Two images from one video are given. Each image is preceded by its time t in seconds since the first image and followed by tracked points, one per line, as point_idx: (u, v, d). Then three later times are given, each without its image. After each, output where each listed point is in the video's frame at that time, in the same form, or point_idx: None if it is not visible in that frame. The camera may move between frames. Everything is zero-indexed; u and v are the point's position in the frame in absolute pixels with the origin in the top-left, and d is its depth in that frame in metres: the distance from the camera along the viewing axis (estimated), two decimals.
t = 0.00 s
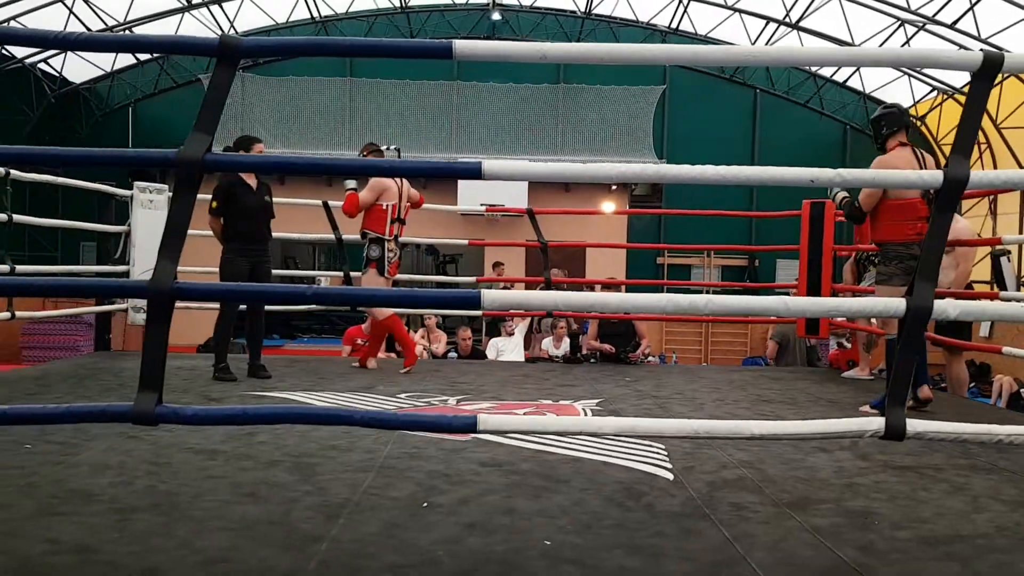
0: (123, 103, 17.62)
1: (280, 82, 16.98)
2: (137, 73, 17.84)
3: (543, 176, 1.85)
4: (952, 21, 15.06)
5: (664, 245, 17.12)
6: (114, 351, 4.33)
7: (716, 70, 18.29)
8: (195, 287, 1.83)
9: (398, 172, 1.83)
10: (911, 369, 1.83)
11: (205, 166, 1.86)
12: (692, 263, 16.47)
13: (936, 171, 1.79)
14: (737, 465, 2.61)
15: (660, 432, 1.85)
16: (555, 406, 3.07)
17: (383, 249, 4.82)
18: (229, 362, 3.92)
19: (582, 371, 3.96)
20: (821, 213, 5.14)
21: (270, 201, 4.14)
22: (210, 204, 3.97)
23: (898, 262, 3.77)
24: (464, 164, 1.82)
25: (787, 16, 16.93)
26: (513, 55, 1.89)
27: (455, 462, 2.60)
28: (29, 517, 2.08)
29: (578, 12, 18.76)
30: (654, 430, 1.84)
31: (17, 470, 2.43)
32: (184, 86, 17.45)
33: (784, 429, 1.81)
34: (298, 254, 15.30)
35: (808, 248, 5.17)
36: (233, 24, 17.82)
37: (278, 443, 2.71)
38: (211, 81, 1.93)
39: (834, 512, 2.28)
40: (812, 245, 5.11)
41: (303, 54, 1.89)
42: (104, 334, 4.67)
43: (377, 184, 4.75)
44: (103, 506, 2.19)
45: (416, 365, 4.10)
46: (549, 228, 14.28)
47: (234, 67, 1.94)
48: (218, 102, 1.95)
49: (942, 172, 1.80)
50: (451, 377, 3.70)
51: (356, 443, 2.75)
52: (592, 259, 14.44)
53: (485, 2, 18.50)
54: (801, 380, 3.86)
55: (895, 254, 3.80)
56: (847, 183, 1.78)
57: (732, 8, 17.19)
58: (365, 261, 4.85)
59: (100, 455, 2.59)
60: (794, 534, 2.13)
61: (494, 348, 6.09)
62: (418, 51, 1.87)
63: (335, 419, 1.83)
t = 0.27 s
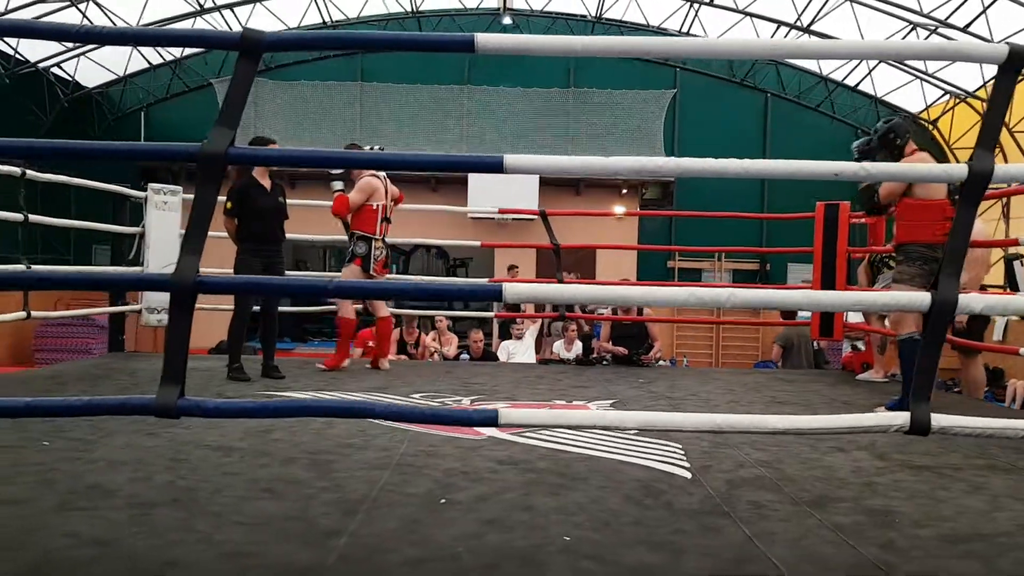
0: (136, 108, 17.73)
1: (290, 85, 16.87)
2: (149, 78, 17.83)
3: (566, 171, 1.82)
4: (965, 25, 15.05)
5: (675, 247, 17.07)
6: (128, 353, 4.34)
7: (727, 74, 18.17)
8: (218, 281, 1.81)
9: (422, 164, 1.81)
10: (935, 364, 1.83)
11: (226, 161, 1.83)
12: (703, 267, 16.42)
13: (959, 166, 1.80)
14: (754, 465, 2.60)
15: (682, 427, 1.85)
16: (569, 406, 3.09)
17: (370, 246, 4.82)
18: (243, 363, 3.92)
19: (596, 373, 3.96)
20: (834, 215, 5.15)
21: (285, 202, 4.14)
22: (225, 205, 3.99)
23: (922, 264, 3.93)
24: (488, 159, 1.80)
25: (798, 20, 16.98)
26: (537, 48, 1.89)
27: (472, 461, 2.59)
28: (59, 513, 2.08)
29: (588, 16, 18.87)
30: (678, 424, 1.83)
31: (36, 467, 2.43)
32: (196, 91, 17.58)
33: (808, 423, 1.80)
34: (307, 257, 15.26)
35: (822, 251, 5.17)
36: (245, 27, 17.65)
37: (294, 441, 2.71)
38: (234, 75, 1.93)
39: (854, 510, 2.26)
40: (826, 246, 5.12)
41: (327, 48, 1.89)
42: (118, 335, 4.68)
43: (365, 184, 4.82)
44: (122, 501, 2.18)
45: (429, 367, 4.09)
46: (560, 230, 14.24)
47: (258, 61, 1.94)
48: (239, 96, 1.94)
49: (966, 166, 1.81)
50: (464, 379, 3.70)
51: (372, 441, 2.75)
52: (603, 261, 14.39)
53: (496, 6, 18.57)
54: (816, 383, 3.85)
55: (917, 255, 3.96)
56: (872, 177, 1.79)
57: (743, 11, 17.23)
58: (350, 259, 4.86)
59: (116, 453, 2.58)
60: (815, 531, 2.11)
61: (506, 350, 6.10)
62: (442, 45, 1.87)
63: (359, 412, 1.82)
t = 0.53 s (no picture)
0: (169, 110, 17.91)
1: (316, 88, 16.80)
2: (183, 82, 17.95)
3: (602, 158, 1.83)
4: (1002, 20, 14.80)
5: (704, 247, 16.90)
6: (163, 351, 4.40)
7: (758, 72, 17.69)
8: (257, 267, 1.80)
9: (459, 154, 1.82)
10: (978, 352, 1.80)
11: (265, 149, 1.82)
12: (732, 268, 16.22)
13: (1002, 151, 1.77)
14: (790, 461, 2.56)
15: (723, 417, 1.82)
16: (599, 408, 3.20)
17: (360, 245, 4.81)
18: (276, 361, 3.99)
19: (626, 372, 3.95)
20: (869, 214, 5.09)
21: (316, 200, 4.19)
22: (259, 205, 4.05)
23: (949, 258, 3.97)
24: (524, 146, 1.82)
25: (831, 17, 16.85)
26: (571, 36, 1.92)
27: (504, 455, 2.59)
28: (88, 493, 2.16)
29: (617, 17, 18.87)
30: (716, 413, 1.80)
31: (76, 458, 2.46)
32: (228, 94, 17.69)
33: (851, 413, 1.76)
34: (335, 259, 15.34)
35: (856, 249, 5.13)
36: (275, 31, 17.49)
37: (327, 435, 2.73)
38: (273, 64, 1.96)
39: (892, 505, 2.23)
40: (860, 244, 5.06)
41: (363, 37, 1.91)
42: (152, 334, 4.75)
43: (356, 185, 4.80)
44: (160, 490, 2.21)
45: (459, 365, 4.11)
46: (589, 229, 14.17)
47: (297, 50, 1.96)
48: (276, 88, 1.95)
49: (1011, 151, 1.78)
50: (494, 377, 3.71)
51: (404, 436, 2.76)
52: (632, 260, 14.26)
53: (525, 8, 18.63)
54: (850, 383, 3.80)
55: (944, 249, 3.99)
56: (914, 163, 1.77)
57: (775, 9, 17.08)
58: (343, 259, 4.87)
59: (153, 445, 2.61)
60: (854, 526, 2.07)
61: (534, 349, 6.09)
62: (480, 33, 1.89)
63: (394, 399, 1.81)
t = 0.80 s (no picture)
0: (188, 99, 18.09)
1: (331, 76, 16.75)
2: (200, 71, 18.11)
3: (626, 133, 1.84)
4: None
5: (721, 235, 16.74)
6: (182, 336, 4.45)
7: (777, 59, 17.48)
8: (282, 241, 1.75)
9: (485, 127, 1.83)
10: (1004, 328, 1.78)
11: (291, 124, 1.79)
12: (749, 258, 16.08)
13: None
14: (810, 444, 2.56)
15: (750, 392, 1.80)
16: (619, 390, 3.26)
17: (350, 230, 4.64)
18: (295, 345, 4.04)
19: (645, 359, 3.95)
20: (890, 200, 5.06)
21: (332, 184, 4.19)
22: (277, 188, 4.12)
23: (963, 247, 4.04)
24: (548, 121, 1.83)
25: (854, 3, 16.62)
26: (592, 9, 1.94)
27: (524, 436, 2.60)
28: (114, 465, 2.17)
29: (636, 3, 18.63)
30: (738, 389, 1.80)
31: (100, 435, 2.47)
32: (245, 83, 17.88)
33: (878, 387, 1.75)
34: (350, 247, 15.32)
35: (877, 236, 5.12)
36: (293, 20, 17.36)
37: (347, 415, 2.74)
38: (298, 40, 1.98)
39: (913, 486, 2.22)
40: (881, 232, 5.05)
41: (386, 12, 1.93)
42: (171, 318, 4.79)
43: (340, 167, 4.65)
44: (183, 465, 2.22)
45: (476, 350, 4.13)
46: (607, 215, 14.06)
47: (320, 25, 1.97)
48: (300, 65, 1.96)
49: None
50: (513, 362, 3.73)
51: (423, 416, 2.77)
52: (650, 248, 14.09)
53: None
54: (869, 370, 3.79)
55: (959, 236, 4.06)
56: (941, 137, 1.75)
57: None
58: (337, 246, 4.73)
59: (174, 423, 2.61)
60: (875, 506, 2.06)
61: (551, 338, 6.13)
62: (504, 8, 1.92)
63: (418, 373, 1.80)
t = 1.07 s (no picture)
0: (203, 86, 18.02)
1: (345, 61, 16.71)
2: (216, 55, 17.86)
3: (646, 105, 1.86)
4: None
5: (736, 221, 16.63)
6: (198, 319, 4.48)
7: (793, 45, 17.37)
8: (301, 213, 1.73)
9: (501, 99, 1.84)
10: None
11: (308, 96, 1.78)
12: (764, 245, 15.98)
13: None
14: (827, 425, 2.55)
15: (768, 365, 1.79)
16: (634, 372, 3.25)
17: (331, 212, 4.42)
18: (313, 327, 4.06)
19: (660, 343, 3.95)
20: (908, 183, 5.03)
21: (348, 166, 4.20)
22: (293, 170, 4.10)
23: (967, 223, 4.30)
24: (568, 92, 1.84)
25: None
26: None
27: (540, 416, 2.60)
28: (128, 438, 2.02)
29: None
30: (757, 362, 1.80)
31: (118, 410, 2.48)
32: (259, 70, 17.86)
33: (895, 360, 1.74)
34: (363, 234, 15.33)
35: (895, 220, 5.08)
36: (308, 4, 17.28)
37: (363, 395, 2.75)
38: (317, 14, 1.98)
39: (931, 466, 2.20)
40: (898, 216, 5.01)
41: None
42: (188, 301, 4.83)
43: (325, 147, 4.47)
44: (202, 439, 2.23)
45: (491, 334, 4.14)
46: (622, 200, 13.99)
47: None
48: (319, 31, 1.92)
49: None
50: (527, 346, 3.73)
51: (440, 397, 2.77)
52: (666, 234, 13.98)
53: None
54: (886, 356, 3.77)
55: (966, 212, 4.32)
56: (964, 109, 1.74)
57: None
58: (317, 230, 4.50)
59: (192, 397, 2.60)
60: (894, 484, 2.05)
61: (565, 323, 6.16)
62: None
63: (439, 346, 1.81)
